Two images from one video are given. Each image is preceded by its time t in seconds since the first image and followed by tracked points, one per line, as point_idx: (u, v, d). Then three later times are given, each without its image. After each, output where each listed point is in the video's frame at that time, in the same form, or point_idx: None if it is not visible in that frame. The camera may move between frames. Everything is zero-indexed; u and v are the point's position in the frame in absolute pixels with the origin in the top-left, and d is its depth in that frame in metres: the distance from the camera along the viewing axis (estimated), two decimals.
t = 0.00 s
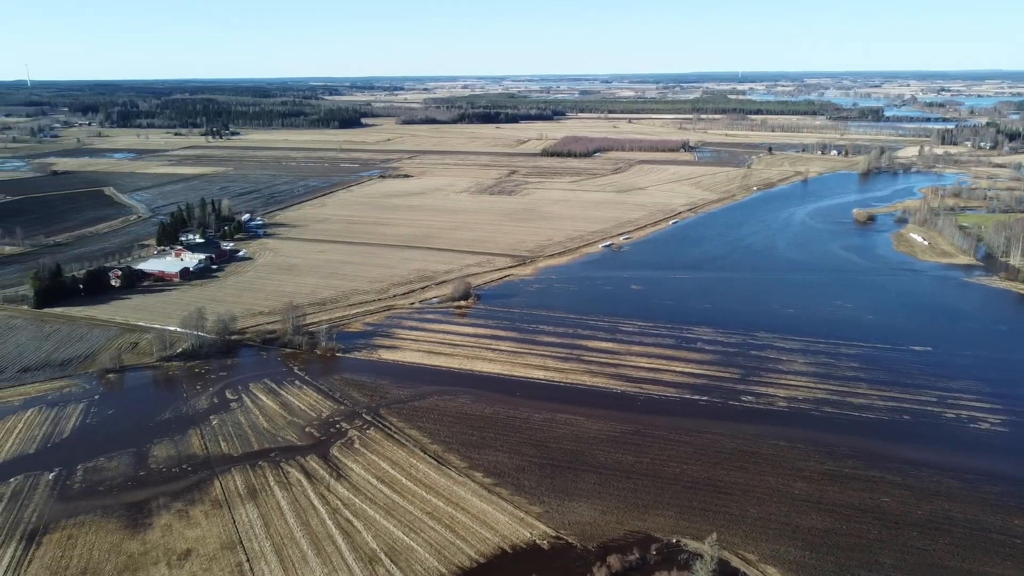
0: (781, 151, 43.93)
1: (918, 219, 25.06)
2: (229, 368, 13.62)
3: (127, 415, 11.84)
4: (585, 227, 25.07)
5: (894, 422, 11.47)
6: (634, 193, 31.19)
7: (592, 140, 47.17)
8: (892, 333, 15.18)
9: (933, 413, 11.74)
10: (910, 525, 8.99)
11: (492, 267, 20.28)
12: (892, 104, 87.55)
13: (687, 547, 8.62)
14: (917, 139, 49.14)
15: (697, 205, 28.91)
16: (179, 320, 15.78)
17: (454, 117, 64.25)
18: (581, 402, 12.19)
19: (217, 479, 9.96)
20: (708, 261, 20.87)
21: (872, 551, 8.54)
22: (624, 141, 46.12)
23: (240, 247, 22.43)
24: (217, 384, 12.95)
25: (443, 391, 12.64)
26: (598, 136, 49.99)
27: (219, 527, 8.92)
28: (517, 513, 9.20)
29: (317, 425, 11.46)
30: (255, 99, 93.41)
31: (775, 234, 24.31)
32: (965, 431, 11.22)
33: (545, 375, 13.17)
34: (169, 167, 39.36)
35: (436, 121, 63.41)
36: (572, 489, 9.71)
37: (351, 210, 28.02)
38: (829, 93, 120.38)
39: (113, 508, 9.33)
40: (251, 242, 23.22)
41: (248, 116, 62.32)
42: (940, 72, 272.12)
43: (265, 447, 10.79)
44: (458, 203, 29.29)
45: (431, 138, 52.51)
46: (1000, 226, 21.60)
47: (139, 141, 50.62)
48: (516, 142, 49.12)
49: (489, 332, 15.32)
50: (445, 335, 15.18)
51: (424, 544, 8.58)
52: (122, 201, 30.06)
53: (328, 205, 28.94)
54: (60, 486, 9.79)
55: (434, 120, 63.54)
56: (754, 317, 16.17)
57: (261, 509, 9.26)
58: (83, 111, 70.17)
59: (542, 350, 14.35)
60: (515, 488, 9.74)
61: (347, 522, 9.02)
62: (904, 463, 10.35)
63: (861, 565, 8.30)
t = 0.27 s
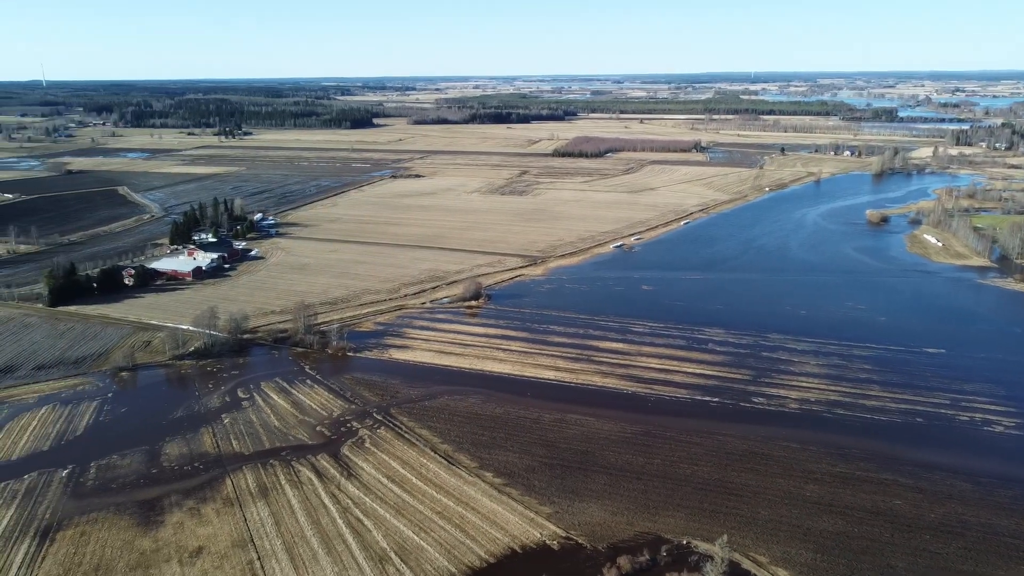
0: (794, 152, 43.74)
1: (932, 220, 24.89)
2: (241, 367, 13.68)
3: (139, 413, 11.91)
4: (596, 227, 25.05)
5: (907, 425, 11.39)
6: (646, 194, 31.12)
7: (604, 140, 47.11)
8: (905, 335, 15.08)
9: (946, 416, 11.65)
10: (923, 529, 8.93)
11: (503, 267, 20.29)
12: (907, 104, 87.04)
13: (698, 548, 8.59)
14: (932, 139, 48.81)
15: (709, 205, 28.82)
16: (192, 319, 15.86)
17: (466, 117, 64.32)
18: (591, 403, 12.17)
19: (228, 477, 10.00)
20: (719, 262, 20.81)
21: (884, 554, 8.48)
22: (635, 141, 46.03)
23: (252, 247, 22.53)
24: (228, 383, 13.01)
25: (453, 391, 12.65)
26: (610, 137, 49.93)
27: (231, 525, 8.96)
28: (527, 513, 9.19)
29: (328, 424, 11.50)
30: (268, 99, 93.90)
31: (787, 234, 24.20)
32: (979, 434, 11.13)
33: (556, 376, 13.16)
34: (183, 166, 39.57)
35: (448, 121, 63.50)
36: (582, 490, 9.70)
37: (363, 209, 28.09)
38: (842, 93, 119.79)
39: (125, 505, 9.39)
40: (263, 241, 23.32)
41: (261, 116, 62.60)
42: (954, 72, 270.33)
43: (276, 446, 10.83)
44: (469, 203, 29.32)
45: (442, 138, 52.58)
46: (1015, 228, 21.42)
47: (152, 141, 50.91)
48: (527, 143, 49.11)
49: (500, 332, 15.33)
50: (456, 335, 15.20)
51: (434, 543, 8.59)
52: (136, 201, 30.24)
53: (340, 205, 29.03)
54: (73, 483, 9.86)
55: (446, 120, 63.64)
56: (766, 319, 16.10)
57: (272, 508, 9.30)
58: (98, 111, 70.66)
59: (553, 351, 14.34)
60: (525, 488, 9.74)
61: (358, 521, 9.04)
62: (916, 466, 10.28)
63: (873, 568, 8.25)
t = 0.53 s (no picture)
0: (806, 152, 43.55)
1: (947, 221, 24.70)
2: (253, 366, 13.74)
3: (152, 411, 11.98)
4: (608, 227, 25.01)
5: (919, 428, 11.31)
6: (657, 194, 31.05)
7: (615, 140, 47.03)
8: (919, 337, 14.97)
9: (960, 419, 11.56)
10: (936, 532, 8.86)
11: (514, 267, 20.28)
12: (921, 104, 86.55)
13: (708, 550, 8.56)
14: (947, 140, 48.46)
15: (721, 206, 28.72)
16: (204, 318, 15.94)
17: (478, 117, 64.36)
18: (602, 403, 12.15)
19: (240, 476, 10.05)
20: (731, 263, 20.73)
21: (896, 557, 8.43)
22: (647, 141, 45.93)
23: (264, 246, 22.62)
24: (240, 382, 13.07)
25: (464, 391, 12.66)
26: (622, 137, 49.84)
27: (242, 523, 9.00)
28: (537, 514, 9.19)
29: (338, 423, 11.54)
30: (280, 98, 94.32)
31: (800, 235, 24.09)
32: (993, 437, 11.03)
33: (567, 376, 13.15)
34: (196, 166, 39.76)
35: (459, 121, 63.57)
36: (592, 491, 9.69)
37: (374, 209, 28.15)
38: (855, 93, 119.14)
39: (138, 503, 9.45)
40: (275, 241, 23.41)
41: (274, 116, 62.83)
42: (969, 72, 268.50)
43: (287, 444, 10.87)
44: (481, 203, 29.33)
45: (454, 138, 52.62)
46: None
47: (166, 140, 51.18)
48: (539, 143, 49.09)
49: (511, 333, 15.32)
50: (467, 335, 15.21)
51: (444, 543, 8.60)
52: (150, 200, 30.42)
53: (351, 204, 29.10)
54: (86, 480, 9.93)
55: (458, 120, 63.72)
56: (778, 320, 16.02)
57: (283, 506, 9.33)
58: (112, 111, 71.11)
59: (564, 351, 14.33)
60: (535, 488, 9.73)
61: (368, 520, 9.05)
62: (929, 469, 10.21)
63: (885, 572, 8.19)
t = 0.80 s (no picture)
0: (819, 153, 43.32)
1: (961, 222, 24.51)
2: (265, 365, 13.80)
3: (165, 409, 12.05)
4: (619, 227, 24.98)
5: (932, 430, 11.22)
6: (669, 194, 30.97)
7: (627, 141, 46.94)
8: (932, 339, 14.87)
9: (973, 422, 11.47)
10: (949, 536, 8.80)
11: (525, 267, 20.29)
12: (936, 104, 86.00)
13: (719, 552, 8.53)
14: (961, 140, 48.12)
15: (733, 207, 28.62)
16: (216, 317, 16.03)
17: (489, 117, 64.40)
18: (613, 404, 12.12)
19: (251, 474, 10.09)
20: (743, 264, 20.65)
21: (909, 560, 8.37)
22: (659, 141, 45.84)
23: (276, 245, 22.72)
24: (252, 380, 13.13)
25: (475, 390, 12.67)
26: (633, 137, 49.76)
27: (253, 521, 9.04)
28: (548, 514, 9.18)
29: (349, 422, 11.57)
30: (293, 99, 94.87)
31: (812, 236, 23.97)
32: (1006, 440, 10.94)
33: (577, 377, 13.14)
34: (209, 165, 39.99)
35: (471, 121, 63.64)
36: (603, 491, 9.68)
37: (386, 209, 28.22)
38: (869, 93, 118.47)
39: (150, 500, 9.51)
40: (287, 240, 23.51)
41: (286, 116, 63.09)
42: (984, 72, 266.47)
43: (299, 443, 10.92)
44: (492, 203, 29.36)
45: (466, 138, 52.67)
46: None
47: (179, 140, 51.47)
48: (550, 143, 49.08)
49: (522, 333, 15.32)
50: (477, 335, 15.22)
51: (454, 542, 8.61)
52: (163, 199, 30.60)
53: (363, 204, 29.18)
54: (99, 478, 10.00)
55: (469, 120, 63.80)
56: (790, 321, 15.95)
57: (294, 504, 9.37)
58: (127, 110, 71.62)
59: (575, 351, 14.32)
60: (545, 489, 9.73)
61: (378, 519, 9.07)
62: (942, 472, 10.13)
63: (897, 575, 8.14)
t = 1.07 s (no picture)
0: (832, 153, 43.07)
1: (976, 223, 24.33)
2: (276, 363, 13.85)
3: (177, 407, 12.12)
4: (630, 228, 24.94)
5: (946, 433, 11.13)
6: (681, 195, 30.88)
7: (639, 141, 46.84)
8: (946, 341, 14.76)
9: (988, 424, 11.38)
10: (962, 539, 8.74)
11: (536, 267, 20.28)
12: (950, 104, 85.39)
13: (730, 553, 8.50)
14: (976, 141, 47.77)
15: (745, 207, 28.51)
16: (229, 315, 16.10)
17: (501, 117, 64.40)
18: (624, 404, 12.10)
19: (262, 472, 10.14)
20: (755, 264, 20.57)
21: (922, 563, 8.32)
22: (671, 141, 45.73)
23: (288, 244, 22.79)
24: (264, 379, 13.19)
25: (486, 390, 12.68)
26: (645, 137, 49.65)
27: (265, 518, 9.08)
28: (558, 514, 9.18)
29: (360, 421, 11.60)
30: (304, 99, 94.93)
31: (825, 237, 23.85)
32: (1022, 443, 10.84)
33: (588, 377, 13.12)
34: (222, 165, 40.19)
35: (482, 120, 63.68)
36: (613, 492, 9.66)
37: (397, 209, 28.26)
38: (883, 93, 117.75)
39: (163, 498, 9.56)
40: (299, 239, 23.59)
41: (299, 116, 63.30)
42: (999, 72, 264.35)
43: (310, 441, 10.96)
44: (503, 203, 29.38)
45: (477, 138, 52.70)
46: None
47: (192, 139, 51.73)
48: (562, 143, 49.05)
49: (533, 333, 15.31)
50: (488, 335, 15.23)
51: (464, 542, 8.62)
52: (176, 198, 30.76)
53: (375, 204, 29.26)
54: (112, 475, 10.06)
55: (481, 119, 63.84)
56: (803, 322, 15.88)
57: (305, 503, 9.41)
58: (140, 110, 72.05)
59: (585, 351, 14.29)
60: (556, 489, 9.72)
61: (389, 518, 9.09)
62: (956, 474, 10.06)
63: None
